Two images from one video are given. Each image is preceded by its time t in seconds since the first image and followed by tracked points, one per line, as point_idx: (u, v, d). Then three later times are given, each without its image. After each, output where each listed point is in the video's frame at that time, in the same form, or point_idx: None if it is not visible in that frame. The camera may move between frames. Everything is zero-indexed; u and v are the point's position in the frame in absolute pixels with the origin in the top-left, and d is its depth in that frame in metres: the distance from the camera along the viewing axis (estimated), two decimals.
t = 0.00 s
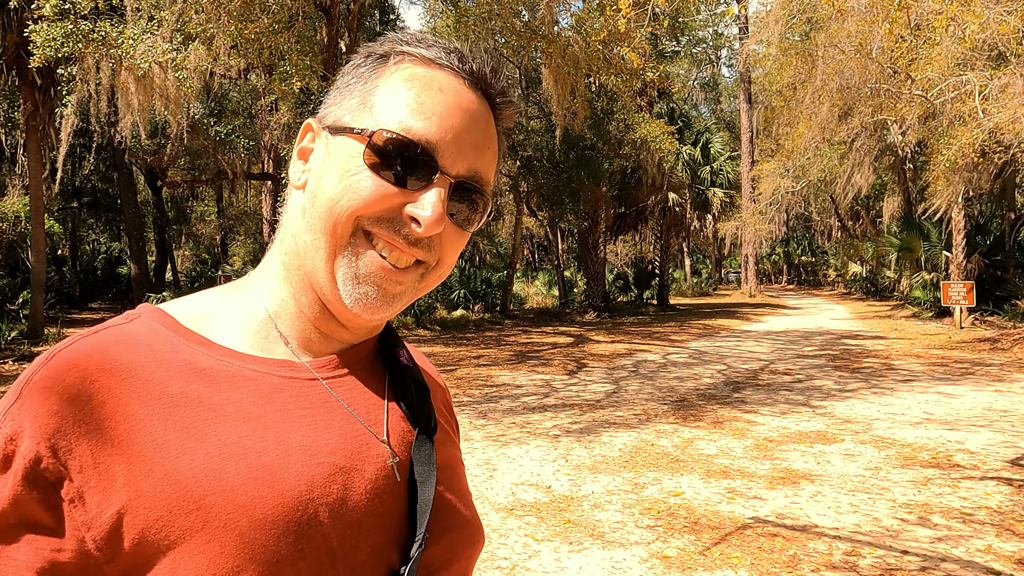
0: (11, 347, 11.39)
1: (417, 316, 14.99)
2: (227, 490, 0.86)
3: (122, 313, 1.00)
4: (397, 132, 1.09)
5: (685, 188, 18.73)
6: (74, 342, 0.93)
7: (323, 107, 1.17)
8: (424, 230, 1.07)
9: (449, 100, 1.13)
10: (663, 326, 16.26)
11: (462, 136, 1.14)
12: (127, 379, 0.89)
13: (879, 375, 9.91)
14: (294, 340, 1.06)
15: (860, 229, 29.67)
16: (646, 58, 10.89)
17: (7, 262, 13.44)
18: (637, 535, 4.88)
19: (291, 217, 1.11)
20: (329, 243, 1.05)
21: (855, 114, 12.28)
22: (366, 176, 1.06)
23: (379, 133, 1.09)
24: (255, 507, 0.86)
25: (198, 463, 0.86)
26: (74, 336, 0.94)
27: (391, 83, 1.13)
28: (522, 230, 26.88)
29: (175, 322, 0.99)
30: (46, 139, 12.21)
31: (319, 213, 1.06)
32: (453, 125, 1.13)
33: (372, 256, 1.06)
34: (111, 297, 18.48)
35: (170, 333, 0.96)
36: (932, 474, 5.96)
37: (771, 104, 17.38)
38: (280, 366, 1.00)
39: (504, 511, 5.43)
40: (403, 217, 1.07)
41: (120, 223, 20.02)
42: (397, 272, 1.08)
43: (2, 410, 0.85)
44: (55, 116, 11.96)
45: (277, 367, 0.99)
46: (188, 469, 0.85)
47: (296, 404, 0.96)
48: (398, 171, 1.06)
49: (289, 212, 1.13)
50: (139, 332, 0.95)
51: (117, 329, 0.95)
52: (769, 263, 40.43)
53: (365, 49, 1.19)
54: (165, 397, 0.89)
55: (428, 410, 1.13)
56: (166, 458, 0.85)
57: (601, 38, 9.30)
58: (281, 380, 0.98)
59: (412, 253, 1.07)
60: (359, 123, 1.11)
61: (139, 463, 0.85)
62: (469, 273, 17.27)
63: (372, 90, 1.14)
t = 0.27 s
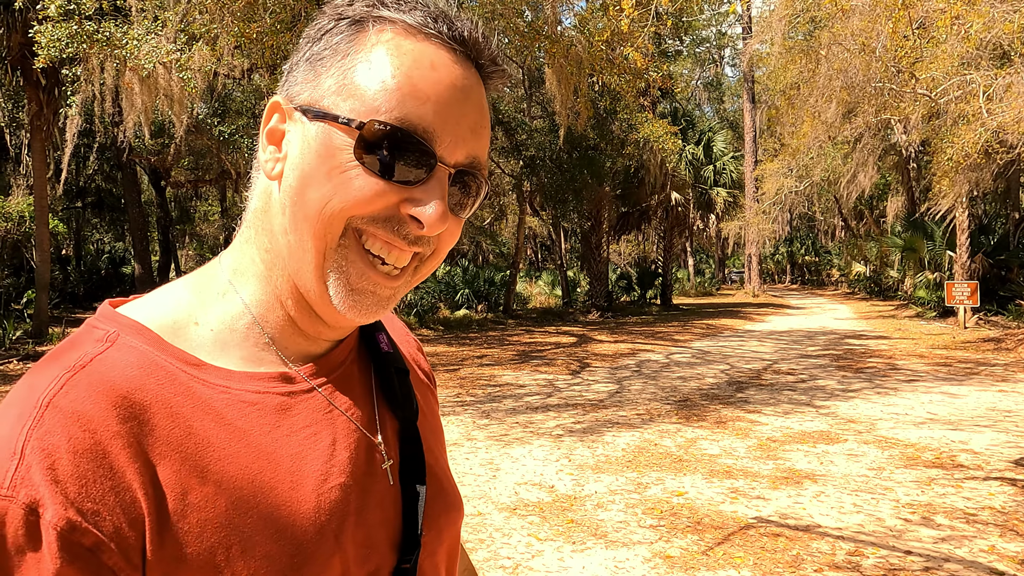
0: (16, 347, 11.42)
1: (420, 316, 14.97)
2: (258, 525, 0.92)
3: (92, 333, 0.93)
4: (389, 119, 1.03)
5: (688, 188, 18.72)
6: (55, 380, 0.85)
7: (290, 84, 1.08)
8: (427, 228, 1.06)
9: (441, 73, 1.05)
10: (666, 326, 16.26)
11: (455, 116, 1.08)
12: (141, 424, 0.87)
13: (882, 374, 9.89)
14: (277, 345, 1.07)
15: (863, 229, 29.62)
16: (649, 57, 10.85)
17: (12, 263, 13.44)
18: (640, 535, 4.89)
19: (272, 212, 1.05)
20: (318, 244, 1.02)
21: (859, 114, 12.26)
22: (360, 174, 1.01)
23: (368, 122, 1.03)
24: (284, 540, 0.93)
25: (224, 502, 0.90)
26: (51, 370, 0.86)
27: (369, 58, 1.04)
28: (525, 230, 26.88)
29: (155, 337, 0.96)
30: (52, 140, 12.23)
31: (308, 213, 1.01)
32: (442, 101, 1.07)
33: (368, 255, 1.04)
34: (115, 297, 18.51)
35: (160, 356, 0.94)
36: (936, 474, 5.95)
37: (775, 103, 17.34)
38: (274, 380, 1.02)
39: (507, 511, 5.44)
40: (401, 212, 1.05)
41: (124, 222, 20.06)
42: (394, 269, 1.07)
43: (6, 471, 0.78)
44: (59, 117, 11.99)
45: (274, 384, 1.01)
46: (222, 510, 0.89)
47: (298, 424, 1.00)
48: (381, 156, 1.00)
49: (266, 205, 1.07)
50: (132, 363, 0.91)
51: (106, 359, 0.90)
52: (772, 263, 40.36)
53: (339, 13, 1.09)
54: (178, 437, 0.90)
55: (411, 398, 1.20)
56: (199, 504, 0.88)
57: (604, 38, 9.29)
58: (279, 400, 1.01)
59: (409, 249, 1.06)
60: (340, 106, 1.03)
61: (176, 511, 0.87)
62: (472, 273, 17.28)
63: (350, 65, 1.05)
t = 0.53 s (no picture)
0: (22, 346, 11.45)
1: (423, 315, 14.96)
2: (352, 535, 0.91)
3: (136, 365, 0.84)
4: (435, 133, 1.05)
5: (692, 187, 18.68)
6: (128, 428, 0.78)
7: (305, 90, 0.99)
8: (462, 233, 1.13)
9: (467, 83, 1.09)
10: (670, 325, 16.23)
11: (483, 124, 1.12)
12: (228, 456, 0.83)
13: (887, 374, 9.87)
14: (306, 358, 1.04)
15: (868, 228, 29.52)
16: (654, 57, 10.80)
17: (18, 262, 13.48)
18: (644, 534, 4.89)
19: (308, 232, 1.00)
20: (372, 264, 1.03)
21: (864, 113, 12.22)
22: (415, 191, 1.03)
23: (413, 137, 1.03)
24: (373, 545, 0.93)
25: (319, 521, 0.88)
26: (119, 417, 0.78)
27: (417, 76, 1.02)
28: (530, 229, 26.89)
29: (197, 360, 0.88)
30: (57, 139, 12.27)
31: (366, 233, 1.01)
32: (475, 121, 1.10)
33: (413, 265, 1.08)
34: (120, 296, 18.57)
35: (214, 380, 0.87)
36: (940, 474, 5.94)
37: (779, 102, 17.30)
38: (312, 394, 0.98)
39: (511, 510, 5.45)
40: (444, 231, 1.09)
41: (129, 221, 20.13)
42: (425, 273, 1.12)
43: (116, 541, 0.72)
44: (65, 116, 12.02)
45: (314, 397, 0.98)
46: (321, 527, 0.88)
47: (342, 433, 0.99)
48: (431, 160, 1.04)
49: (295, 223, 1.00)
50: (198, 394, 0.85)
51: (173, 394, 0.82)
52: (777, 262, 40.31)
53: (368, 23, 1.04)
54: (258, 464, 0.85)
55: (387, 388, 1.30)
56: (298, 525, 0.86)
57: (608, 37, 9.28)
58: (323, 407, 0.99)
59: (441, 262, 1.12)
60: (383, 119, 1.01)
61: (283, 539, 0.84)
62: (476, 272, 17.28)
63: (400, 82, 1.02)
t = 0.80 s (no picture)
0: (32, 344, 11.53)
1: (431, 314, 14.96)
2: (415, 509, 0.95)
3: (224, 364, 0.80)
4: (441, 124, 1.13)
5: (700, 186, 18.60)
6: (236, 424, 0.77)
7: (360, 109, 0.97)
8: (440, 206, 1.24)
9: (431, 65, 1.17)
10: (678, 324, 16.18)
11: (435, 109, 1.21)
12: (330, 445, 0.82)
13: (896, 374, 9.81)
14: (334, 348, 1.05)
15: (878, 227, 29.34)
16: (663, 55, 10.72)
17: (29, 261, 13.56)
18: (652, 533, 4.89)
19: (352, 232, 1.00)
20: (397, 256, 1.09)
21: (873, 111, 12.15)
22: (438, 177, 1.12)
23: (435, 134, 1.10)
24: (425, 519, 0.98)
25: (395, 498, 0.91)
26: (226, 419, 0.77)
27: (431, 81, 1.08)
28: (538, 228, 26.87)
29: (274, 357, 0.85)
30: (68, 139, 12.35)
31: (412, 229, 1.09)
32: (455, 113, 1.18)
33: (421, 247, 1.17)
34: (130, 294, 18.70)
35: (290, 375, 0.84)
36: (950, 474, 5.90)
37: (788, 101, 17.22)
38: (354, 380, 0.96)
39: (518, 509, 5.46)
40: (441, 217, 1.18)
41: (139, 220, 20.27)
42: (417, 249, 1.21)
43: (258, 533, 0.72)
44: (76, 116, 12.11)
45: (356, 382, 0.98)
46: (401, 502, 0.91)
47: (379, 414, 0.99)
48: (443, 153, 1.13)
49: (343, 224, 0.99)
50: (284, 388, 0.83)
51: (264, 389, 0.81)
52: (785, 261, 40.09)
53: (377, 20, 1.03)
54: (348, 448, 0.84)
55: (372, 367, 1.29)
56: (384, 500, 0.88)
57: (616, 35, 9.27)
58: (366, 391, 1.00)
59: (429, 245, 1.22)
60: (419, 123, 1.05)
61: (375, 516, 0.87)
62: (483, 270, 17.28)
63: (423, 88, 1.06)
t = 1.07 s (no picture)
0: (55, 343, 11.71)
1: (447, 314, 15.00)
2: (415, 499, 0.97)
3: (216, 353, 0.81)
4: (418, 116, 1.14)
5: (717, 186, 18.45)
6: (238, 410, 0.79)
7: (338, 104, 0.97)
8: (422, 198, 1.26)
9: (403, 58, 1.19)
10: (695, 325, 16.08)
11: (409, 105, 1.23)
12: (322, 432, 0.82)
13: (917, 375, 9.68)
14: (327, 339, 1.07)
15: (899, 227, 28.97)
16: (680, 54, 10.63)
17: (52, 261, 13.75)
18: (667, 534, 4.87)
19: (338, 226, 1.01)
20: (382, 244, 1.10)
21: (894, 109, 12.00)
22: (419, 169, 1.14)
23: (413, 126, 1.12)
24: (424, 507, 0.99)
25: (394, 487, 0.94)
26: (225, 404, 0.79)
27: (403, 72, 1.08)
28: (554, 228, 26.83)
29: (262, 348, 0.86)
30: (90, 141, 12.53)
31: (396, 221, 1.10)
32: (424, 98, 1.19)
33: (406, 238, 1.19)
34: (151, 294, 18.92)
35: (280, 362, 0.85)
36: (971, 476, 5.82)
37: (807, 99, 17.03)
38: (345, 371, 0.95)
39: (533, 509, 5.47)
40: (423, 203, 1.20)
41: (160, 221, 20.52)
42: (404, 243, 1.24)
43: (252, 516, 0.73)
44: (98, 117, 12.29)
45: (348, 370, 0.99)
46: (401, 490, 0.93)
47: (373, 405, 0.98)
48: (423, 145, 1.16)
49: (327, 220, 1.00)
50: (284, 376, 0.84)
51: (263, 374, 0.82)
52: (805, 261, 39.71)
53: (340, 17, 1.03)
54: (339, 437, 0.85)
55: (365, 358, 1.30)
56: (376, 492, 0.88)
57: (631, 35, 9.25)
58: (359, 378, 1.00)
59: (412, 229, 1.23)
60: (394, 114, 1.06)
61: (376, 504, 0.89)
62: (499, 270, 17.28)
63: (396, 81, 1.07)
